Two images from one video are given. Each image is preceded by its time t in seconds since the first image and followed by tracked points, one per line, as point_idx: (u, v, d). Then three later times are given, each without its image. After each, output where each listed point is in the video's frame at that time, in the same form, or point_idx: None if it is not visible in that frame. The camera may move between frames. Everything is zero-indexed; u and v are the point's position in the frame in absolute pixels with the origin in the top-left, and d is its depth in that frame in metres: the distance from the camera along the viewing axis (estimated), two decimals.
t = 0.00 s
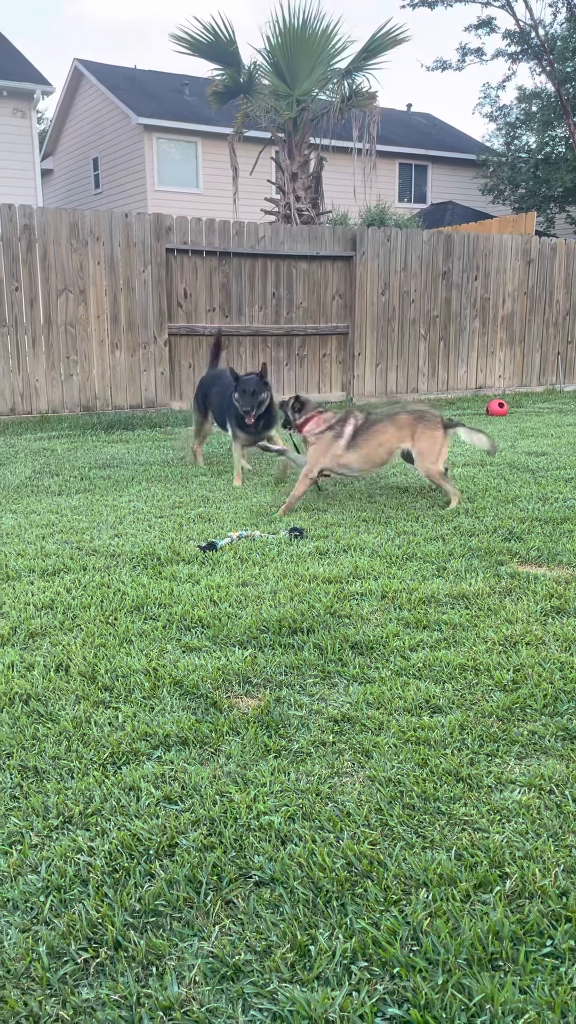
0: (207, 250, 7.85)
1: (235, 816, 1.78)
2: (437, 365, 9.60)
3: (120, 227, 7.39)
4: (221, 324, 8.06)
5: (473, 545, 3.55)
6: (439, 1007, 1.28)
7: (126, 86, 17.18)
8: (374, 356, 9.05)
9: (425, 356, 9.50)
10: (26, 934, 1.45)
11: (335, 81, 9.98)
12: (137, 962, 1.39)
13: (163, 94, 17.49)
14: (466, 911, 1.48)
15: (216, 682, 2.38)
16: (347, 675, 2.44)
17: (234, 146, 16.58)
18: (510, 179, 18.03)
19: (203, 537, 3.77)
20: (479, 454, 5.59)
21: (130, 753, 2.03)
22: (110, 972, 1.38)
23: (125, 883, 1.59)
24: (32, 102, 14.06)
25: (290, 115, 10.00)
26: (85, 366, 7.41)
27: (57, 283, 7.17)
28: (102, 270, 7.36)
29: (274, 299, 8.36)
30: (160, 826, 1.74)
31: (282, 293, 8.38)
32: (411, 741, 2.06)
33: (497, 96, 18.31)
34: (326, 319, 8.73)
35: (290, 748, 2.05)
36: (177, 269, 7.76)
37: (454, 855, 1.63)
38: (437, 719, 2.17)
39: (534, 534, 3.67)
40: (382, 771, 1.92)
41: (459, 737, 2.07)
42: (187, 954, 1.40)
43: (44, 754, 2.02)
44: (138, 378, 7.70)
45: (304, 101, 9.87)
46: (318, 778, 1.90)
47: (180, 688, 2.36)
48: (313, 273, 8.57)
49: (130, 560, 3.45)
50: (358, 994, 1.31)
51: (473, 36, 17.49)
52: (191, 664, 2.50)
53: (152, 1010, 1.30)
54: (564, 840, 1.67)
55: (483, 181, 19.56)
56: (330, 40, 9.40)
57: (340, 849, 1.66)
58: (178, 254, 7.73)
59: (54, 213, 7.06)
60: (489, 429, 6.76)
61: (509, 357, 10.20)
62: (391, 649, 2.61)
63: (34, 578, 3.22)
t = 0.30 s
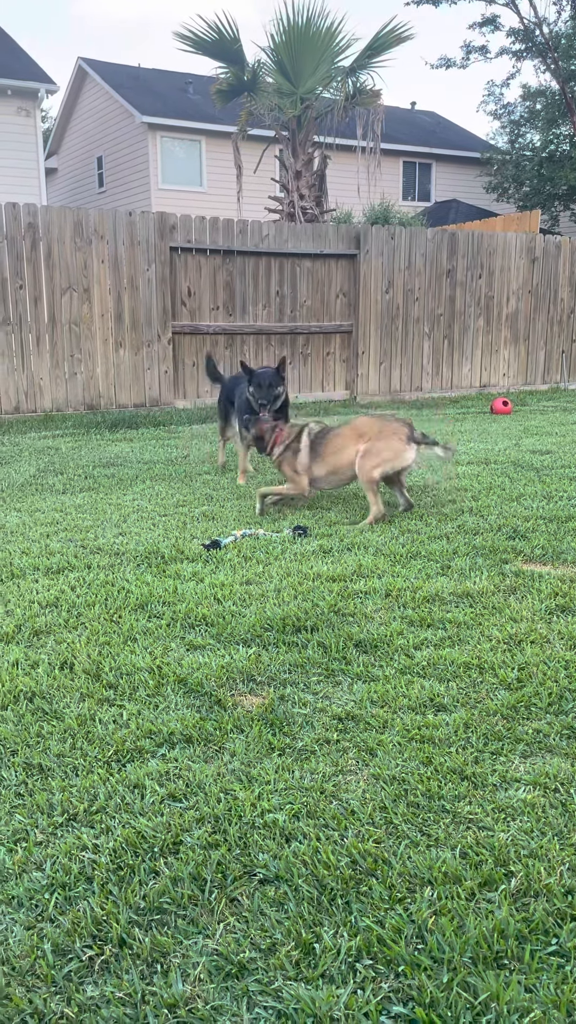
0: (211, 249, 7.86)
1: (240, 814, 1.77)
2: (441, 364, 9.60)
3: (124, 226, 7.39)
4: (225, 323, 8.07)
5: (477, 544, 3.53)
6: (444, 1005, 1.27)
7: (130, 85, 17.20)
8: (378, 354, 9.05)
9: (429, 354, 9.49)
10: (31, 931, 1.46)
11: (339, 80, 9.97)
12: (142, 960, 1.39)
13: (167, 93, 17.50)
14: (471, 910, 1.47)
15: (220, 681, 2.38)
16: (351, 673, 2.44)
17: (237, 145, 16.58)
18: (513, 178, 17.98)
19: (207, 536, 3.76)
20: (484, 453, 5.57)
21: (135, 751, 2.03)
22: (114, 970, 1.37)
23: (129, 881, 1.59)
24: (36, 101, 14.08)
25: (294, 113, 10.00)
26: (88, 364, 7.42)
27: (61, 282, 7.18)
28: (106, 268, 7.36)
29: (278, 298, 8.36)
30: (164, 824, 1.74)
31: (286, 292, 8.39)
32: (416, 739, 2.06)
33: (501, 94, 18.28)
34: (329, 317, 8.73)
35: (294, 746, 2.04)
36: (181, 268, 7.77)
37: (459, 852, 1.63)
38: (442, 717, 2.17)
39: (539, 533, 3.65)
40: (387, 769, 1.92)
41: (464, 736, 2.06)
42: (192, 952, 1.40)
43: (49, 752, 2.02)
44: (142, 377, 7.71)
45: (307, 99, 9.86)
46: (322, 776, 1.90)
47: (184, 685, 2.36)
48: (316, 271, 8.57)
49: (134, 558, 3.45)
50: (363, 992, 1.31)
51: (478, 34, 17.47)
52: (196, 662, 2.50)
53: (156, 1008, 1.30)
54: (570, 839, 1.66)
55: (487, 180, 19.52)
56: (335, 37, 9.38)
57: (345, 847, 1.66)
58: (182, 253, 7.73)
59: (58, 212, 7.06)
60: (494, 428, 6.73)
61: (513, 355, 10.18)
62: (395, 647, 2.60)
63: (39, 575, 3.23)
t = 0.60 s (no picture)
0: (215, 246, 7.86)
1: (244, 810, 1.78)
2: (446, 361, 9.59)
3: (129, 223, 7.39)
4: (230, 320, 8.07)
5: (481, 543, 3.51)
6: (447, 1001, 1.28)
7: (135, 82, 17.20)
8: (382, 351, 9.05)
9: (434, 351, 9.48)
10: (36, 927, 1.46)
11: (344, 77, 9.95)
12: (146, 957, 1.39)
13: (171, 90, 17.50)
14: (475, 907, 1.48)
15: (224, 679, 2.38)
16: (355, 671, 2.44)
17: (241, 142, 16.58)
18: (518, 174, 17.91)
19: (212, 534, 3.77)
20: (488, 452, 5.54)
21: (139, 747, 2.04)
22: (118, 966, 1.38)
23: (133, 877, 1.59)
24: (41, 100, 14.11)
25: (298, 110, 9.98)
26: (93, 362, 7.43)
27: (65, 280, 7.18)
28: (110, 265, 7.36)
29: (282, 295, 8.37)
30: (168, 821, 1.74)
31: (290, 289, 8.39)
32: (419, 735, 2.06)
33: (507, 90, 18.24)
34: (334, 314, 8.73)
35: (298, 743, 2.05)
36: (185, 265, 7.77)
37: (463, 850, 1.63)
38: (446, 714, 2.17)
39: (543, 532, 3.63)
40: (390, 766, 1.92)
41: (468, 733, 2.06)
42: (196, 948, 1.41)
43: (53, 749, 2.02)
44: (147, 374, 7.72)
45: (312, 95, 9.84)
46: (326, 773, 1.90)
47: (188, 682, 2.37)
48: (321, 268, 8.57)
49: (138, 555, 3.47)
50: (367, 989, 1.31)
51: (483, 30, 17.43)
52: (200, 659, 2.51)
53: (160, 1003, 1.30)
54: (575, 838, 1.65)
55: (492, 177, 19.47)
56: (339, 34, 9.36)
57: (349, 844, 1.66)
58: (186, 250, 7.74)
59: (62, 209, 7.06)
60: (498, 426, 6.70)
61: (518, 353, 10.17)
62: (399, 644, 2.60)
63: (43, 573, 3.24)
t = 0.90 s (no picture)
0: (219, 245, 7.86)
1: (246, 809, 1.78)
2: (449, 361, 9.58)
3: (132, 222, 7.39)
4: (233, 319, 8.07)
5: (485, 543, 3.50)
6: (449, 1000, 1.28)
7: (138, 81, 17.21)
8: (386, 350, 9.05)
9: (438, 350, 9.47)
10: (39, 925, 1.47)
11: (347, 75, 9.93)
12: (148, 954, 1.40)
13: (175, 89, 17.50)
14: (477, 906, 1.47)
15: (226, 678, 2.38)
16: (358, 670, 2.44)
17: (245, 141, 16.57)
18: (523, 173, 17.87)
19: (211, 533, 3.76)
20: (492, 451, 5.51)
21: (142, 745, 2.04)
22: (121, 964, 1.38)
23: (136, 876, 1.59)
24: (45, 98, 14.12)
25: (301, 109, 9.97)
26: (97, 360, 7.44)
27: (68, 279, 7.19)
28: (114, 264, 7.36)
29: (286, 293, 8.37)
30: (171, 820, 1.75)
31: (294, 287, 8.39)
32: (422, 734, 2.06)
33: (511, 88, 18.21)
34: (337, 313, 8.73)
35: (301, 742, 2.05)
36: (189, 263, 7.77)
37: (466, 850, 1.63)
38: (449, 714, 2.16)
39: (547, 532, 3.61)
40: (393, 765, 1.92)
41: (470, 732, 2.06)
42: (198, 947, 1.41)
43: (56, 748, 2.02)
44: (150, 372, 7.72)
45: (316, 94, 9.83)
46: (329, 772, 1.90)
47: (191, 681, 2.37)
48: (324, 267, 8.56)
49: (141, 554, 3.47)
50: (369, 988, 1.31)
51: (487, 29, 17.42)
52: (203, 658, 2.51)
53: (162, 1002, 1.30)
54: None
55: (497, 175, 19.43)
56: (342, 33, 9.35)
57: (351, 843, 1.66)
58: (190, 249, 7.73)
59: (66, 208, 7.06)
60: (501, 426, 6.67)
61: (522, 352, 10.15)
62: (402, 643, 2.60)
63: (46, 572, 3.24)
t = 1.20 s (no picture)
0: (223, 244, 7.86)
1: (251, 809, 1.78)
2: (454, 360, 9.57)
3: (137, 221, 7.39)
4: (238, 318, 8.08)
5: (490, 543, 3.49)
6: (454, 1001, 1.28)
7: (143, 81, 17.22)
8: (390, 350, 9.04)
9: (443, 350, 9.46)
10: (44, 924, 1.47)
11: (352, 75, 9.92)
12: (153, 953, 1.40)
13: (180, 88, 17.49)
14: (482, 906, 1.47)
15: (231, 678, 2.38)
16: (363, 669, 2.44)
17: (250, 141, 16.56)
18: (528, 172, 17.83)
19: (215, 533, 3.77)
20: (497, 451, 5.49)
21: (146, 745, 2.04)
22: (125, 963, 1.38)
23: (141, 875, 1.59)
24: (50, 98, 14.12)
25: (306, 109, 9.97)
26: (102, 360, 7.45)
27: (74, 279, 7.20)
28: (119, 264, 7.36)
29: (290, 293, 8.37)
30: (176, 819, 1.75)
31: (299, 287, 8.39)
32: (427, 734, 2.06)
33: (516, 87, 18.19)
34: (342, 312, 8.72)
35: (305, 742, 2.05)
36: (193, 263, 7.77)
37: (470, 850, 1.63)
38: (454, 714, 2.16)
39: (552, 533, 3.60)
40: (398, 765, 1.92)
41: (475, 732, 2.06)
42: (203, 947, 1.41)
43: (61, 748, 2.03)
44: (155, 372, 7.73)
45: (321, 94, 9.82)
46: (333, 772, 1.90)
47: (196, 680, 2.37)
48: (329, 266, 8.55)
49: (146, 553, 3.47)
50: (373, 988, 1.31)
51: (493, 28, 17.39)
52: (207, 657, 2.51)
53: (166, 1002, 1.30)
54: None
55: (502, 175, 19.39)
56: (347, 33, 9.34)
57: (355, 843, 1.66)
58: (195, 248, 7.74)
59: (71, 208, 7.06)
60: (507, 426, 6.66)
61: (527, 352, 10.13)
62: (407, 643, 2.60)
63: (51, 572, 3.24)
